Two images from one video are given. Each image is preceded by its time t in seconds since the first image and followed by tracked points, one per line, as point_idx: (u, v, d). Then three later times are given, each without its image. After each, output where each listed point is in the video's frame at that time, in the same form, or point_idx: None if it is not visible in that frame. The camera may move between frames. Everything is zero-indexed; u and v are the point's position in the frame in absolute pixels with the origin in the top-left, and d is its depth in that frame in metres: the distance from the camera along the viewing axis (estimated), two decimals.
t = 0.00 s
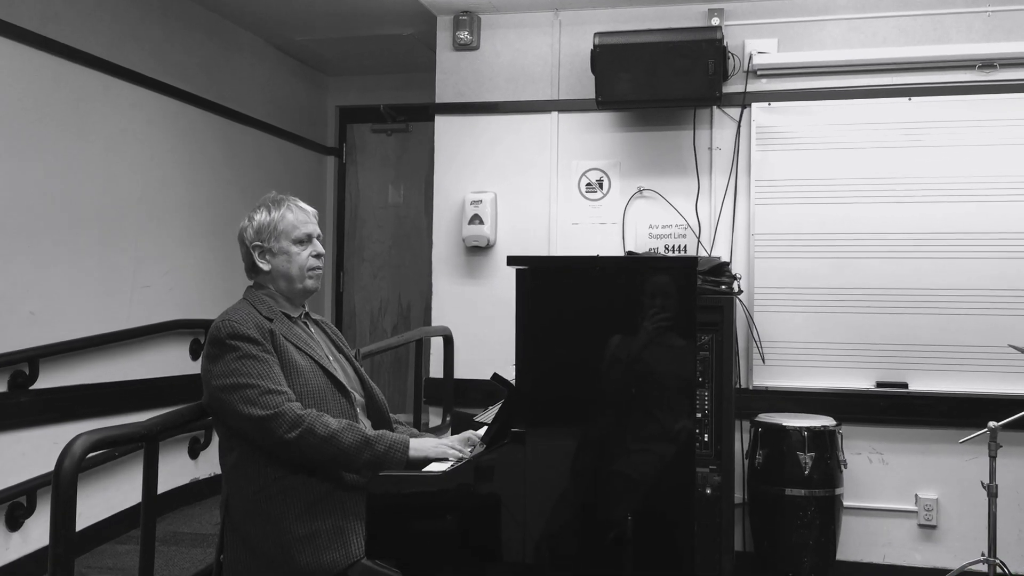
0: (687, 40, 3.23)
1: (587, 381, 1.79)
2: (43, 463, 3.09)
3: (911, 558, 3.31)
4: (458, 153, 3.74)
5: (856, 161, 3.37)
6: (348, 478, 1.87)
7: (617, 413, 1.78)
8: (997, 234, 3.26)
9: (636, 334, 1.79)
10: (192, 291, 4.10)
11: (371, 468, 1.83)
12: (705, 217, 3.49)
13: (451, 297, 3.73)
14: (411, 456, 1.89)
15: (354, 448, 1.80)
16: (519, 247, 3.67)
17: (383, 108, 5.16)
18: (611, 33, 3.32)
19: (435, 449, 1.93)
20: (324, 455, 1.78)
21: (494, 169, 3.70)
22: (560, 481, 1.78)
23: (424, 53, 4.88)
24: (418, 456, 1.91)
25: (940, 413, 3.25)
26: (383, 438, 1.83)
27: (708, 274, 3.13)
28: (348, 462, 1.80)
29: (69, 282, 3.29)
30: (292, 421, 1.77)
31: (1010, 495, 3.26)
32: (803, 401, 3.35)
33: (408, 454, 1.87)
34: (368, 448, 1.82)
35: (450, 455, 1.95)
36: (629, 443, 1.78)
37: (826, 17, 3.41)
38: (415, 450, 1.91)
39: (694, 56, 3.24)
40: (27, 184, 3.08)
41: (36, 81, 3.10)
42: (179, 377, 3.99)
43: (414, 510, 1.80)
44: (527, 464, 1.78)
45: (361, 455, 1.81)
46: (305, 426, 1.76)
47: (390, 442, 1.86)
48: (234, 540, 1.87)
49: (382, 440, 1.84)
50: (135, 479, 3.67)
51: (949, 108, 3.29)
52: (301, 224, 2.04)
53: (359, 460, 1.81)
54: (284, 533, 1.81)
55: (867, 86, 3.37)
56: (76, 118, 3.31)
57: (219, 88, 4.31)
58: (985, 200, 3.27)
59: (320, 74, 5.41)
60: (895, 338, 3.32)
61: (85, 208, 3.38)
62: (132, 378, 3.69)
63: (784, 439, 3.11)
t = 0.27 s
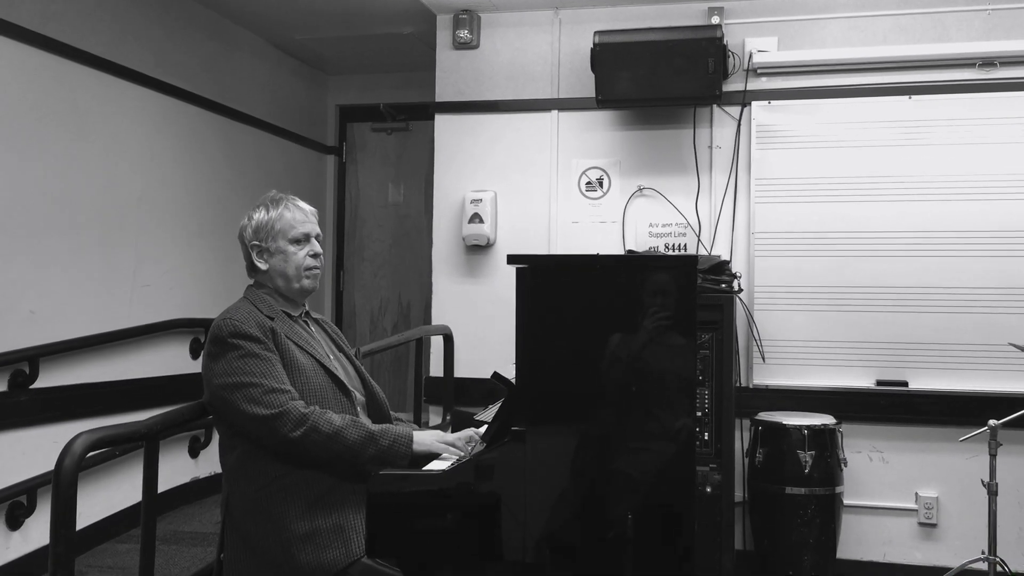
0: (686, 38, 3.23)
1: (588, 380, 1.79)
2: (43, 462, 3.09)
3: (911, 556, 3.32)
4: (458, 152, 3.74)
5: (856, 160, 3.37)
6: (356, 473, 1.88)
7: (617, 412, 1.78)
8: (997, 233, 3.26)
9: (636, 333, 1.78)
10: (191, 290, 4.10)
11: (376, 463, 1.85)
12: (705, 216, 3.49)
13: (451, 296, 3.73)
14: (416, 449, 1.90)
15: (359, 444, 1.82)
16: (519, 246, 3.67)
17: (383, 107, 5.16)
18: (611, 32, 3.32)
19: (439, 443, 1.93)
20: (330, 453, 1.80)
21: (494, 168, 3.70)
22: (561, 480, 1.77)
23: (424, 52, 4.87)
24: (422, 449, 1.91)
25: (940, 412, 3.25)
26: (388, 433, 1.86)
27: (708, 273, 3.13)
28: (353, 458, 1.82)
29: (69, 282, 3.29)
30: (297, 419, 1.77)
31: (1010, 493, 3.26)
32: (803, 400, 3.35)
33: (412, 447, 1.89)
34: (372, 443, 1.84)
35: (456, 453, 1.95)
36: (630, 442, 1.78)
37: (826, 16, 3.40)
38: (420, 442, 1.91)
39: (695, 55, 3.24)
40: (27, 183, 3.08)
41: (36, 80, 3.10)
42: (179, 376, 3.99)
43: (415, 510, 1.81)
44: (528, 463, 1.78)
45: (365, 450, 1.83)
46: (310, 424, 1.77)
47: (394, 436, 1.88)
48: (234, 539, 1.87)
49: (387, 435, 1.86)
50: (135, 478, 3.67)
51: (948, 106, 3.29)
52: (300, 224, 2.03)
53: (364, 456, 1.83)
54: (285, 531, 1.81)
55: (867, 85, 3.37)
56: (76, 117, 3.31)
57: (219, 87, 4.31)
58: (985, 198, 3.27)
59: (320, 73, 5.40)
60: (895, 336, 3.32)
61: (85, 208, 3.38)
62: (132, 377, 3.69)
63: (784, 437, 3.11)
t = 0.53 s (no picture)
0: (687, 37, 3.23)
1: (589, 379, 1.79)
2: (43, 460, 3.09)
3: (911, 554, 3.32)
4: (459, 150, 3.74)
5: (857, 158, 3.37)
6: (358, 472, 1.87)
7: (618, 411, 1.78)
8: (998, 231, 3.26)
9: (636, 331, 1.79)
10: (192, 288, 4.10)
11: (379, 463, 1.85)
12: (706, 214, 3.49)
13: (452, 295, 3.73)
14: (418, 452, 1.89)
15: (362, 444, 1.82)
16: (520, 244, 3.67)
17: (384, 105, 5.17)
18: (612, 30, 3.32)
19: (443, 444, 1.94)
20: (334, 452, 1.80)
21: (494, 167, 3.70)
22: (561, 477, 1.78)
23: (425, 51, 4.87)
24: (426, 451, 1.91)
25: (941, 410, 3.25)
26: (391, 433, 1.85)
27: (709, 271, 3.14)
28: (356, 457, 1.82)
29: (69, 280, 3.29)
30: (300, 418, 1.77)
31: (1011, 492, 3.26)
32: (804, 398, 3.35)
33: (415, 449, 1.88)
34: (375, 444, 1.84)
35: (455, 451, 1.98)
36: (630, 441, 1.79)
37: (827, 14, 3.40)
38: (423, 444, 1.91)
39: (695, 53, 3.24)
40: (27, 182, 3.08)
41: (37, 78, 3.10)
42: (180, 375, 4.00)
43: (415, 509, 1.79)
44: (528, 460, 1.79)
45: (368, 450, 1.82)
46: (314, 423, 1.77)
47: (397, 437, 1.88)
48: (235, 536, 1.88)
49: (390, 435, 1.86)
50: (136, 476, 3.67)
51: (949, 105, 3.29)
52: (300, 223, 2.03)
53: (367, 456, 1.83)
54: (286, 530, 1.80)
55: (868, 83, 3.36)
56: (77, 115, 3.31)
57: (219, 85, 4.31)
58: (985, 196, 3.27)
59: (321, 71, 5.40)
60: (896, 335, 3.32)
61: (85, 206, 3.38)
62: (133, 376, 3.69)
63: (785, 436, 3.11)
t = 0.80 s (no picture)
0: (689, 35, 3.23)
1: (592, 377, 1.79)
2: (44, 459, 3.10)
3: (914, 553, 3.31)
4: (461, 149, 3.73)
5: (859, 157, 3.36)
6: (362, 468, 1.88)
7: (619, 409, 1.78)
8: (1001, 229, 3.25)
9: (638, 330, 1.78)
10: (194, 287, 4.10)
11: (384, 460, 1.86)
12: (708, 212, 3.49)
13: (454, 293, 3.73)
14: (423, 448, 1.92)
15: (368, 440, 1.83)
16: (522, 243, 3.67)
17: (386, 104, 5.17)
18: (614, 28, 3.32)
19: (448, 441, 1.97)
20: (339, 448, 1.81)
21: (496, 165, 3.69)
22: (563, 475, 1.78)
23: (427, 49, 4.87)
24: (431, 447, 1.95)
25: (943, 409, 3.25)
26: (396, 430, 1.87)
27: (711, 270, 3.12)
28: (362, 454, 1.83)
29: (71, 279, 3.29)
30: (306, 414, 1.78)
31: (1013, 490, 3.26)
32: (806, 397, 3.35)
33: (419, 445, 1.91)
34: (380, 440, 1.85)
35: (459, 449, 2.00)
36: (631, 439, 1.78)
37: (829, 12, 3.40)
38: (428, 441, 1.95)
39: (697, 52, 3.24)
40: (29, 180, 3.08)
41: (39, 76, 3.11)
42: (182, 373, 4.00)
43: (417, 508, 1.80)
44: (530, 459, 1.80)
45: (374, 446, 1.84)
46: (320, 419, 1.78)
47: (401, 435, 1.89)
48: (236, 536, 1.86)
49: (395, 432, 1.87)
50: (138, 475, 3.67)
51: (952, 103, 3.29)
52: (302, 222, 2.03)
53: (372, 452, 1.84)
54: (286, 528, 1.78)
55: (871, 81, 3.36)
56: (79, 113, 3.31)
57: (221, 84, 4.31)
58: (988, 195, 3.27)
59: (323, 70, 5.40)
60: (898, 334, 3.32)
61: (87, 204, 3.38)
62: (135, 374, 3.69)
63: (787, 434, 3.11)
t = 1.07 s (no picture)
0: (698, 35, 3.23)
1: (603, 378, 1.79)
2: (57, 461, 3.11)
3: (927, 554, 3.30)
4: (471, 150, 3.74)
5: (870, 156, 3.35)
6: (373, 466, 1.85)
7: (630, 410, 1.77)
8: (1013, 229, 3.24)
9: (650, 330, 1.78)
10: (204, 290, 4.11)
11: (398, 458, 1.84)
12: (718, 213, 3.48)
13: (464, 295, 3.74)
14: (435, 445, 1.90)
15: (381, 438, 1.81)
16: (532, 244, 3.67)
17: (395, 106, 5.19)
18: (624, 29, 3.32)
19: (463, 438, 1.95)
20: (352, 446, 1.79)
21: (507, 167, 3.70)
22: (574, 477, 1.78)
23: (436, 51, 4.89)
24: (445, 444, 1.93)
25: (956, 409, 3.23)
26: (409, 427, 1.84)
27: (721, 271, 3.12)
28: (375, 452, 1.81)
29: (82, 282, 3.31)
30: (319, 413, 1.77)
31: None
32: (818, 398, 3.34)
33: (432, 441, 1.89)
34: (393, 438, 1.83)
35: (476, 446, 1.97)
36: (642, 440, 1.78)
37: (838, 12, 3.39)
38: (442, 437, 1.92)
39: (707, 52, 3.24)
40: (40, 182, 3.09)
41: (49, 81, 3.12)
42: (193, 376, 4.01)
43: (431, 508, 1.85)
44: (540, 461, 1.79)
45: (387, 444, 1.82)
46: (333, 418, 1.77)
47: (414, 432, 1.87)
48: (247, 538, 1.84)
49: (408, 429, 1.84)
50: (150, 477, 3.68)
51: (963, 102, 3.27)
52: (314, 224, 2.03)
53: (385, 450, 1.82)
54: (297, 528, 1.77)
55: (881, 81, 3.35)
56: (90, 117, 3.33)
57: (231, 87, 4.32)
58: (1000, 194, 3.25)
59: (332, 72, 5.42)
60: (910, 334, 3.31)
61: (98, 208, 3.39)
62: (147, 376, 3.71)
63: (799, 435, 3.10)
